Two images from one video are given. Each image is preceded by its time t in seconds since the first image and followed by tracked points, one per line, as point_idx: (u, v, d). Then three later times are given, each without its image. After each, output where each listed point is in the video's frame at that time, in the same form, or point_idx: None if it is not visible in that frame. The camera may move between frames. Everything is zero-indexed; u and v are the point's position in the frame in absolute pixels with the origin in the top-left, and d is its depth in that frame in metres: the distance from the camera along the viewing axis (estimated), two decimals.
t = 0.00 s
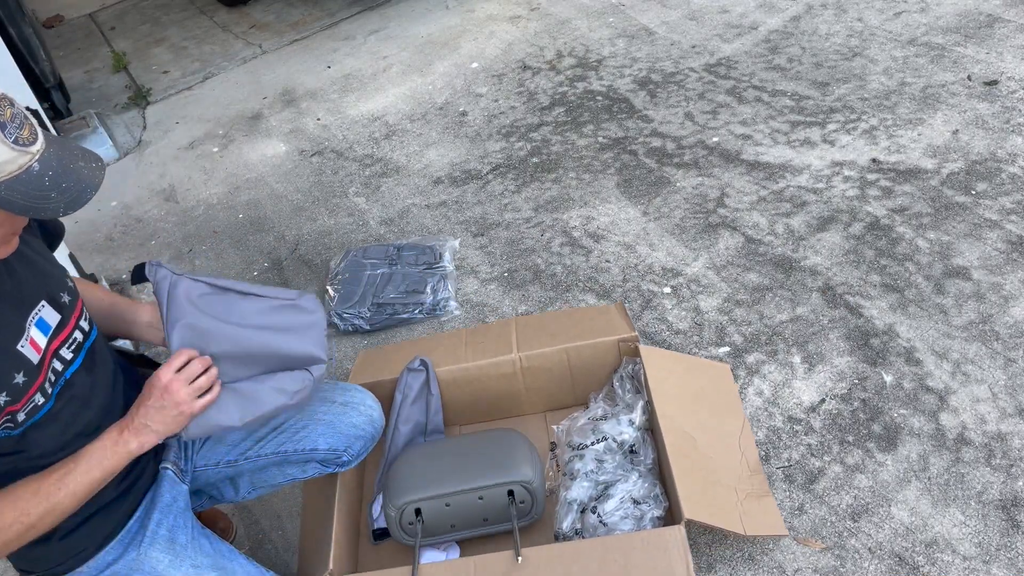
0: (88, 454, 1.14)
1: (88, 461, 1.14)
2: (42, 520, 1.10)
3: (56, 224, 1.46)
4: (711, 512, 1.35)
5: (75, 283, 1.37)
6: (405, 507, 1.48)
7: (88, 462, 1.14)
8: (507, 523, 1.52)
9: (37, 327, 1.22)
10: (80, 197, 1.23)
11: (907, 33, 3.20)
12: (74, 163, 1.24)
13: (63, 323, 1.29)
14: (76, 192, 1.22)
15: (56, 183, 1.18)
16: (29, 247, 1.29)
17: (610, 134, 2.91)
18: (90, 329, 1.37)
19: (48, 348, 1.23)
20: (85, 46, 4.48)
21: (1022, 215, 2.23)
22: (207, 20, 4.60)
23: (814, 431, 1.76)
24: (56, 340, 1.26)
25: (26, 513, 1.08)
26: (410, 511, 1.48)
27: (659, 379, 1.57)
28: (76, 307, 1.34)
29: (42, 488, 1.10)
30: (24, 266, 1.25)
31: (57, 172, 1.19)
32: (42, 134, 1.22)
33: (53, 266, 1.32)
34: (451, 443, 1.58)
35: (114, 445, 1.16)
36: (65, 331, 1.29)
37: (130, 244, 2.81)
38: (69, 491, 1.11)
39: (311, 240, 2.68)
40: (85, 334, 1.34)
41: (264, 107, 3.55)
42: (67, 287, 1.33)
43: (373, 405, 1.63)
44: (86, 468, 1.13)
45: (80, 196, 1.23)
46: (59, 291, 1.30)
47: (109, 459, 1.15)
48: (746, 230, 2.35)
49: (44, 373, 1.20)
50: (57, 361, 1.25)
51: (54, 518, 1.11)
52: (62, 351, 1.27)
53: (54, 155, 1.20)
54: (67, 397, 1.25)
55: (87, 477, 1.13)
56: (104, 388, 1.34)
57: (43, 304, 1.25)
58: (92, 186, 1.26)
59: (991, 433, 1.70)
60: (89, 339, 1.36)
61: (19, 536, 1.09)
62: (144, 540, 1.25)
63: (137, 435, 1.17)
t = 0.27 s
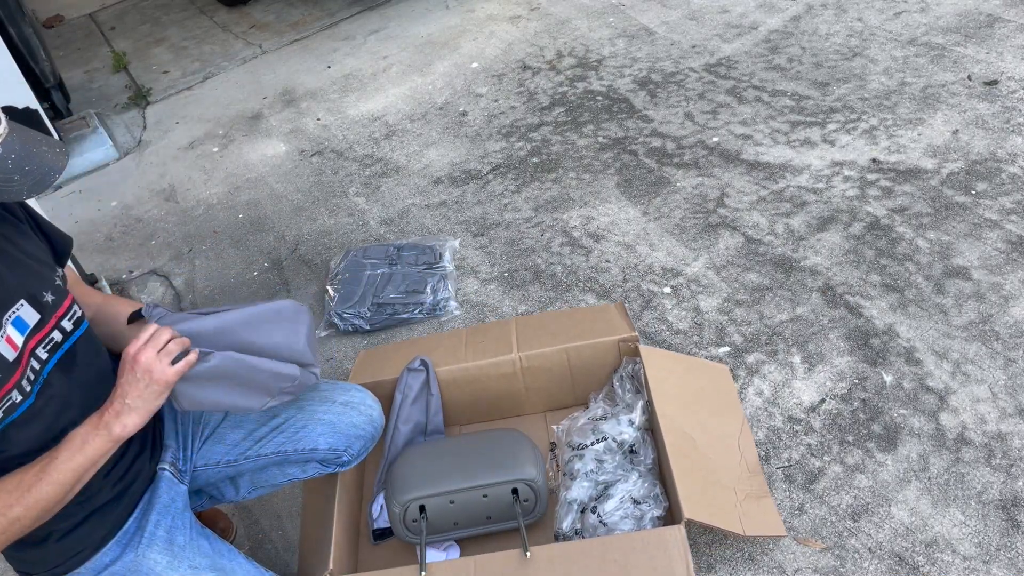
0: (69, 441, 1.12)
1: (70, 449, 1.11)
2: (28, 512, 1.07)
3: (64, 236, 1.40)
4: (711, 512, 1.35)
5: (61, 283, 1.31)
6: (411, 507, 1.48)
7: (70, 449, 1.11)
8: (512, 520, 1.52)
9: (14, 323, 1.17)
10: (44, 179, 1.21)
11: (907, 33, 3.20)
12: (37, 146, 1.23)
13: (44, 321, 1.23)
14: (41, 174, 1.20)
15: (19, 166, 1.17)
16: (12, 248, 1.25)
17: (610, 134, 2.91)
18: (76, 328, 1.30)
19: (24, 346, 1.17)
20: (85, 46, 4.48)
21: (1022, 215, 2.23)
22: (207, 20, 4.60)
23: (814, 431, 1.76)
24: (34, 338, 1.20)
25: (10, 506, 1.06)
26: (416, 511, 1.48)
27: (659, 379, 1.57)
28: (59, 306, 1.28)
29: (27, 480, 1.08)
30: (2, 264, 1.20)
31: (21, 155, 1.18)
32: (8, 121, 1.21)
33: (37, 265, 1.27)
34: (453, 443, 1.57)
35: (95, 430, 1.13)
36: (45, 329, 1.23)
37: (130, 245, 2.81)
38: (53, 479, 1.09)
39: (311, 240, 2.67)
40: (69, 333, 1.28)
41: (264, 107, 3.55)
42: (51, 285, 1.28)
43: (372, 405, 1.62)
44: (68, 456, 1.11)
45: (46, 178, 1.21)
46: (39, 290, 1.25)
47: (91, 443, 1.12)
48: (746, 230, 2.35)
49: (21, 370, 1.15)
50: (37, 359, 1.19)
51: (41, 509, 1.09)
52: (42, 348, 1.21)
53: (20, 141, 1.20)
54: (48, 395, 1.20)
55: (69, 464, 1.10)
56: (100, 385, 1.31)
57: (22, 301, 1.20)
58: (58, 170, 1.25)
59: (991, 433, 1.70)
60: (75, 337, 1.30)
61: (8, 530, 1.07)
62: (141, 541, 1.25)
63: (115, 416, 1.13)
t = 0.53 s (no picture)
0: (69, 453, 1.11)
1: (68, 462, 1.10)
2: (16, 520, 1.07)
3: (61, 240, 1.41)
4: (710, 511, 1.35)
5: (56, 286, 1.31)
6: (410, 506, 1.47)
7: (68, 462, 1.10)
8: (512, 520, 1.52)
9: (11, 324, 1.16)
10: (36, 182, 1.21)
11: (907, 33, 3.20)
12: (31, 150, 1.23)
13: (40, 323, 1.23)
14: (34, 179, 1.20)
15: (12, 169, 1.17)
16: (8, 250, 1.24)
17: (610, 134, 2.91)
18: (71, 330, 1.30)
19: (20, 347, 1.17)
20: (85, 46, 4.48)
21: (1022, 215, 2.23)
22: (206, 20, 4.60)
23: (814, 431, 1.76)
24: (29, 340, 1.20)
25: None
26: (416, 511, 1.48)
27: (659, 378, 1.57)
28: (55, 308, 1.28)
29: (20, 486, 1.07)
30: None
31: (13, 159, 1.18)
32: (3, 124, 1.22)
33: (33, 267, 1.27)
34: (451, 442, 1.57)
35: (97, 447, 1.12)
36: (40, 331, 1.23)
37: (130, 244, 2.81)
38: (46, 491, 1.08)
39: (311, 240, 2.67)
40: (63, 336, 1.28)
41: (264, 107, 3.55)
42: (48, 288, 1.28)
43: (372, 404, 1.63)
44: (66, 468, 1.10)
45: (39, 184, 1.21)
46: (36, 291, 1.25)
47: (90, 460, 1.12)
48: (746, 230, 2.35)
49: (17, 371, 1.15)
50: (33, 361, 1.19)
51: (31, 518, 1.08)
52: (37, 350, 1.21)
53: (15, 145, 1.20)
54: (45, 396, 1.20)
55: (65, 477, 1.10)
56: (98, 385, 1.31)
57: (18, 304, 1.20)
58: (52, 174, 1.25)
59: (991, 433, 1.70)
60: (70, 340, 1.29)
61: None
62: (140, 542, 1.25)
63: (121, 438, 1.13)
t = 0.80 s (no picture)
0: (113, 437, 1.11)
1: (112, 446, 1.11)
2: (57, 506, 1.08)
3: (55, 226, 1.41)
4: (711, 511, 1.36)
5: (47, 284, 1.31)
6: (411, 506, 1.47)
7: (112, 446, 1.11)
8: (512, 520, 1.52)
9: None
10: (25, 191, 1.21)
11: (907, 33, 3.20)
12: (19, 159, 1.24)
13: (31, 322, 1.23)
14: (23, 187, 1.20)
15: None
16: None
17: (610, 134, 2.91)
18: (63, 328, 1.30)
19: (10, 347, 1.16)
20: (85, 46, 4.48)
21: (1022, 215, 2.23)
22: (206, 20, 4.60)
23: (814, 431, 1.76)
24: (20, 339, 1.19)
25: (40, 497, 1.06)
26: (416, 510, 1.48)
27: (659, 378, 1.57)
28: (46, 306, 1.27)
29: (62, 471, 1.08)
30: None
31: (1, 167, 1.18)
32: None
33: (23, 267, 1.27)
34: (451, 442, 1.57)
35: (141, 430, 1.12)
36: (32, 330, 1.22)
37: (130, 244, 2.81)
38: (90, 475, 1.09)
39: (311, 240, 2.67)
40: (56, 333, 1.27)
41: (264, 107, 3.56)
42: (37, 286, 1.27)
43: (373, 404, 1.62)
44: (110, 452, 1.11)
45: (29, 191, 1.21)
46: (25, 290, 1.24)
47: (133, 445, 1.12)
48: (746, 230, 2.35)
49: (6, 371, 1.15)
50: (24, 360, 1.19)
51: (71, 505, 1.09)
52: (29, 349, 1.20)
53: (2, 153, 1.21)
54: (37, 395, 1.19)
55: (108, 461, 1.10)
56: (93, 384, 1.31)
57: (6, 303, 1.19)
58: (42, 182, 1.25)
59: (991, 433, 1.70)
60: (63, 338, 1.29)
61: (35, 522, 1.08)
62: (141, 541, 1.25)
63: (166, 421, 1.13)
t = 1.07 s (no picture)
0: (146, 415, 1.11)
1: (144, 424, 1.11)
2: (86, 483, 1.08)
3: (49, 218, 1.43)
4: (711, 511, 1.36)
5: (40, 282, 1.30)
6: (411, 506, 1.47)
7: (144, 425, 1.11)
8: (513, 519, 1.52)
9: None
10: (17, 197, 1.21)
11: (907, 33, 3.20)
12: (11, 163, 1.23)
13: (25, 319, 1.22)
14: (14, 191, 1.20)
15: None
16: None
17: (610, 134, 2.91)
18: (58, 326, 1.29)
19: (6, 344, 1.16)
20: (85, 46, 4.48)
21: (1022, 215, 2.23)
22: (206, 20, 4.60)
23: (814, 431, 1.76)
24: (16, 336, 1.19)
25: (68, 474, 1.07)
26: (416, 510, 1.48)
27: (659, 378, 1.57)
28: (39, 304, 1.27)
29: (92, 448, 1.08)
30: None
31: None
32: None
33: (17, 266, 1.27)
34: (451, 442, 1.57)
35: (174, 411, 1.12)
36: (26, 327, 1.22)
37: (130, 244, 2.81)
38: (120, 453, 1.09)
39: (311, 240, 2.67)
40: (51, 331, 1.27)
41: (264, 107, 3.56)
42: (30, 284, 1.27)
43: (373, 403, 1.62)
44: (142, 430, 1.10)
45: (21, 195, 1.21)
46: (19, 288, 1.24)
47: (165, 424, 1.11)
48: (746, 230, 2.35)
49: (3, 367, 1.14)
50: (20, 357, 1.18)
51: (100, 483, 1.09)
52: (25, 346, 1.20)
53: None
54: (32, 393, 1.19)
55: (140, 439, 1.10)
56: (89, 384, 1.31)
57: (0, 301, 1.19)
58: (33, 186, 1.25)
59: (991, 433, 1.70)
60: (58, 335, 1.28)
61: (63, 499, 1.08)
62: (141, 541, 1.25)
63: (201, 401, 1.13)
